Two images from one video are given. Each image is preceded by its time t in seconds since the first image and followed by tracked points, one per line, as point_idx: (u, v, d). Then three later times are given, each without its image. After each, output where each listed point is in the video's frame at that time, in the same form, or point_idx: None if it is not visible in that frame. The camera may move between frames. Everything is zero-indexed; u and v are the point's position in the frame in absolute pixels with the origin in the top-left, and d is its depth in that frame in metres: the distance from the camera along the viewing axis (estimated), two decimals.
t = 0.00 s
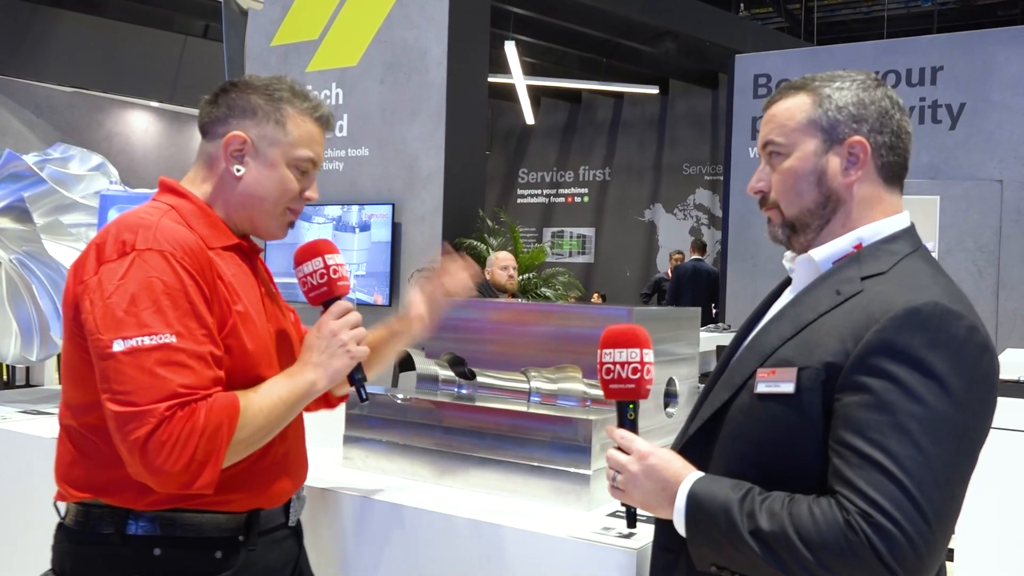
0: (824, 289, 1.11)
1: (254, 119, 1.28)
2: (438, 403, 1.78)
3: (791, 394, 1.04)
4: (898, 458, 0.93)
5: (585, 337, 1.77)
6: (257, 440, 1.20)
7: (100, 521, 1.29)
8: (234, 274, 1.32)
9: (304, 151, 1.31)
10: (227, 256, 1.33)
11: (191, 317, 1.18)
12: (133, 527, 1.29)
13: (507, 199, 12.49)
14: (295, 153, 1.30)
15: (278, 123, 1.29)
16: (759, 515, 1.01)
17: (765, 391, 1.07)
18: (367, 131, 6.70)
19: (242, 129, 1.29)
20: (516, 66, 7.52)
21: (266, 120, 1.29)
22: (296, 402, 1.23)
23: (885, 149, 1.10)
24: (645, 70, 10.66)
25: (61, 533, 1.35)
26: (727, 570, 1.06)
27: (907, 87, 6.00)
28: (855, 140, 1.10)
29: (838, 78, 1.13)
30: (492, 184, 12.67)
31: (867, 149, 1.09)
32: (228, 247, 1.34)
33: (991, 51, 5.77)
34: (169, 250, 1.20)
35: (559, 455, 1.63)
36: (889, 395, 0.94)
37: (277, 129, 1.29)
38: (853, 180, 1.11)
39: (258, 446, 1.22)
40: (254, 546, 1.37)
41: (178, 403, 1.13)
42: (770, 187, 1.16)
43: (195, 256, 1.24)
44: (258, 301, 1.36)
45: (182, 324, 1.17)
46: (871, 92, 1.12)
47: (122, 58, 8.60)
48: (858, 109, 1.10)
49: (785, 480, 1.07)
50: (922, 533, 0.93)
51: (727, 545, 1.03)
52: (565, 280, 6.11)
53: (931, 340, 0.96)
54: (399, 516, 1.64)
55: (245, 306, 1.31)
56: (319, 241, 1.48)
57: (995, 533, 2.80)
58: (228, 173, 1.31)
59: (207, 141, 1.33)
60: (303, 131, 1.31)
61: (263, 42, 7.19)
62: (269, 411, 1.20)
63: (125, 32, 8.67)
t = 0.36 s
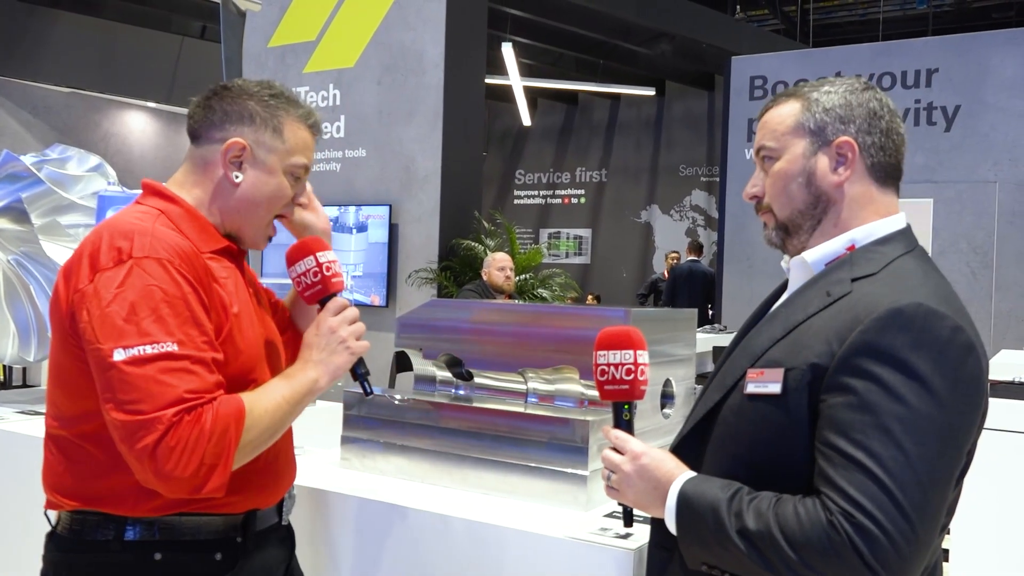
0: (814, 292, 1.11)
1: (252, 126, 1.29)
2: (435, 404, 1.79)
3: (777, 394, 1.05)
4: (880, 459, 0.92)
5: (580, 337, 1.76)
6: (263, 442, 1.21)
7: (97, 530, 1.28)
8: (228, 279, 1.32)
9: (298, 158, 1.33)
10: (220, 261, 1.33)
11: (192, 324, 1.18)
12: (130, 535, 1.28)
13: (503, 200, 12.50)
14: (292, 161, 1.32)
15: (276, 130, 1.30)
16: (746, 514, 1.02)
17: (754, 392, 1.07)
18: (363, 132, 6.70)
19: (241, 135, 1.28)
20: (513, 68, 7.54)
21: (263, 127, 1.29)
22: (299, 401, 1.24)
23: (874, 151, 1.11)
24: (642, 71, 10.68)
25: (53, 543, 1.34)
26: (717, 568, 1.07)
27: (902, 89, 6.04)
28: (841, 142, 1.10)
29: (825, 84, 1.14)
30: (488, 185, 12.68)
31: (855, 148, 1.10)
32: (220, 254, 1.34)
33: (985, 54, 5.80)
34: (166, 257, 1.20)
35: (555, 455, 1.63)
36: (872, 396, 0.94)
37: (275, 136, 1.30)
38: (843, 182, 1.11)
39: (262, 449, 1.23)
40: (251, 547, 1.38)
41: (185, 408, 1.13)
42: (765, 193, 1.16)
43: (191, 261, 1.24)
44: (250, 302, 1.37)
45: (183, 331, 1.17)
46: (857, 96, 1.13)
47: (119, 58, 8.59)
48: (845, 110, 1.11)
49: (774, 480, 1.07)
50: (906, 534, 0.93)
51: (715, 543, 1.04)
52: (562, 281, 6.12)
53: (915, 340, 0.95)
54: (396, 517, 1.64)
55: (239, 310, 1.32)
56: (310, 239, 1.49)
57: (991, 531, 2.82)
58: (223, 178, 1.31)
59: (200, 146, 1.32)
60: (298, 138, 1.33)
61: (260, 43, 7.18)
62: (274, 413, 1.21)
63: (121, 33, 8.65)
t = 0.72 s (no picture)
0: (810, 292, 1.12)
1: (258, 128, 1.30)
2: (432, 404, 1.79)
3: (772, 393, 1.05)
4: (873, 457, 0.93)
5: (577, 337, 1.76)
6: (272, 442, 1.23)
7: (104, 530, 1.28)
8: (233, 281, 1.33)
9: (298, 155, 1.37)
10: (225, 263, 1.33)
11: (206, 326, 1.18)
12: (138, 534, 1.28)
13: (499, 200, 12.50)
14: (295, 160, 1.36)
15: (280, 131, 1.32)
16: (740, 513, 1.02)
17: (749, 391, 1.08)
18: (359, 131, 6.69)
19: (250, 140, 1.30)
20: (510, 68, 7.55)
21: (269, 129, 1.31)
22: (301, 405, 1.26)
23: (873, 151, 1.11)
24: (639, 71, 10.70)
25: (56, 542, 1.33)
26: (711, 566, 1.07)
27: (898, 90, 6.08)
28: (842, 143, 1.10)
29: (822, 84, 1.14)
30: (484, 185, 12.68)
31: (854, 150, 1.10)
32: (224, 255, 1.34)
33: (981, 55, 5.82)
34: (180, 258, 1.19)
35: (551, 455, 1.63)
36: (865, 395, 0.94)
37: (279, 137, 1.33)
38: (841, 183, 1.11)
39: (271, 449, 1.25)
40: (256, 546, 1.38)
41: (203, 410, 1.13)
42: (766, 194, 1.16)
43: (202, 262, 1.23)
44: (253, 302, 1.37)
45: (198, 333, 1.17)
46: (856, 96, 1.13)
47: (115, 57, 8.57)
48: (844, 112, 1.11)
49: (769, 479, 1.07)
50: (898, 534, 0.93)
51: (708, 542, 1.04)
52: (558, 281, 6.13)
53: (908, 339, 0.95)
54: (392, 517, 1.64)
55: (244, 311, 1.32)
56: (310, 247, 1.46)
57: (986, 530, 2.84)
58: (230, 180, 1.32)
59: (203, 147, 1.30)
60: (297, 135, 1.36)
61: (256, 42, 7.17)
62: (285, 415, 1.23)
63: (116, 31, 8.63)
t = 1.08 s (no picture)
0: (810, 291, 1.12)
1: (256, 128, 1.29)
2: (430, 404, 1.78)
3: (772, 393, 1.05)
4: (872, 457, 0.93)
5: (577, 337, 1.75)
6: (280, 439, 1.23)
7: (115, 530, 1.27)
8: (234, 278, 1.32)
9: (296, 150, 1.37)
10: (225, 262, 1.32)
11: (213, 324, 1.18)
12: (149, 533, 1.27)
13: (496, 199, 12.49)
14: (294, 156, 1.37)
15: (278, 129, 1.32)
16: (739, 513, 1.02)
17: (749, 390, 1.08)
18: (357, 130, 6.69)
19: (250, 141, 1.30)
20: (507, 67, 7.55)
21: (267, 127, 1.31)
22: (307, 403, 1.26)
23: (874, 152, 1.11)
24: (636, 71, 10.70)
25: (65, 543, 1.33)
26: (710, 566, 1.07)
27: (895, 90, 6.10)
28: (843, 143, 1.10)
29: (823, 84, 1.14)
30: (481, 184, 12.67)
31: (855, 150, 1.10)
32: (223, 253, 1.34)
33: (977, 56, 5.84)
34: (184, 256, 1.19)
35: (550, 455, 1.63)
36: (864, 395, 0.94)
37: (276, 134, 1.32)
38: (842, 183, 1.11)
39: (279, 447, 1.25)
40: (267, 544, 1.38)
41: (214, 409, 1.13)
42: (766, 194, 1.16)
43: (206, 260, 1.23)
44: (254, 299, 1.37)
45: (205, 331, 1.16)
46: (857, 96, 1.13)
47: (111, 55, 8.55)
48: (846, 112, 1.11)
49: (768, 478, 1.07)
50: (896, 534, 0.93)
51: (708, 541, 1.04)
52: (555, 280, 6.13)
53: (909, 339, 0.95)
54: (390, 516, 1.64)
55: (247, 309, 1.32)
56: (313, 249, 1.46)
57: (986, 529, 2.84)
58: (230, 179, 1.32)
59: (203, 148, 1.30)
60: (293, 130, 1.36)
61: (254, 40, 7.16)
62: (292, 412, 1.24)
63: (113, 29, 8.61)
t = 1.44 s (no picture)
0: (812, 292, 1.12)
1: (213, 102, 1.27)
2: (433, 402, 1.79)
3: (775, 393, 1.05)
4: (876, 456, 0.93)
5: (578, 336, 1.75)
6: (264, 446, 1.21)
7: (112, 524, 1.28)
8: (231, 278, 1.31)
9: (272, 120, 1.29)
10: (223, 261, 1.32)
11: (198, 326, 1.17)
12: (145, 530, 1.27)
13: (497, 199, 12.50)
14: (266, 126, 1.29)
15: (238, 99, 1.28)
16: (742, 513, 1.02)
17: (751, 390, 1.08)
18: (358, 129, 6.69)
19: (206, 114, 1.28)
20: (508, 66, 7.56)
21: (222, 97, 1.28)
22: (298, 409, 1.23)
23: (876, 150, 1.11)
24: (637, 71, 10.70)
25: (65, 536, 1.33)
26: (712, 565, 1.07)
27: (896, 91, 6.12)
28: (845, 142, 1.10)
29: (830, 83, 1.14)
30: (482, 184, 12.68)
31: (858, 149, 1.10)
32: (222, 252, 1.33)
33: (978, 56, 5.85)
34: (172, 257, 1.18)
35: (553, 454, 1.63)
36: (868, 395, 0.94)
37: (238, 104, 1.28)
38: (845, 182, 1.11)
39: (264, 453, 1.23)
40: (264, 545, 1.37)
41: (189, 413, 1.12)
42: (763, 190, 1.17)
43: (198, 261, 1.22)
44: (256, 299, 1.36)
45: (187, 332, 1.15)
46: (861, 96, 1.12)
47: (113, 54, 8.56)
48: (849, 111, 1.11)
49: (771, 478, 1.08)
50: (900, 534, 0.93)
51: (711, 540, 1.04)
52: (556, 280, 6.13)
53: (912, 339, 0.95)
54: (392, 516, 1.64)
55: (243, 309, 1.31)
56: (319, 252, 1.46)
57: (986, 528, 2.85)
58: (200, 158, 1.31)
59: (181, 133, 1.32)
60: (266, 102, 1.29)
61: (255, 39, 7.16)
62: (276, 420, 1.21)
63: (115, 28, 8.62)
